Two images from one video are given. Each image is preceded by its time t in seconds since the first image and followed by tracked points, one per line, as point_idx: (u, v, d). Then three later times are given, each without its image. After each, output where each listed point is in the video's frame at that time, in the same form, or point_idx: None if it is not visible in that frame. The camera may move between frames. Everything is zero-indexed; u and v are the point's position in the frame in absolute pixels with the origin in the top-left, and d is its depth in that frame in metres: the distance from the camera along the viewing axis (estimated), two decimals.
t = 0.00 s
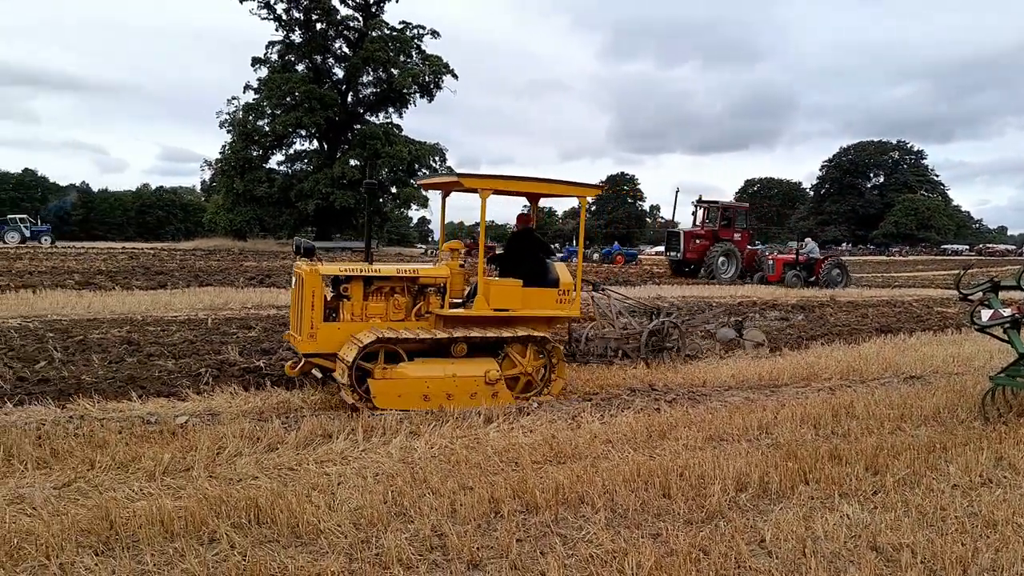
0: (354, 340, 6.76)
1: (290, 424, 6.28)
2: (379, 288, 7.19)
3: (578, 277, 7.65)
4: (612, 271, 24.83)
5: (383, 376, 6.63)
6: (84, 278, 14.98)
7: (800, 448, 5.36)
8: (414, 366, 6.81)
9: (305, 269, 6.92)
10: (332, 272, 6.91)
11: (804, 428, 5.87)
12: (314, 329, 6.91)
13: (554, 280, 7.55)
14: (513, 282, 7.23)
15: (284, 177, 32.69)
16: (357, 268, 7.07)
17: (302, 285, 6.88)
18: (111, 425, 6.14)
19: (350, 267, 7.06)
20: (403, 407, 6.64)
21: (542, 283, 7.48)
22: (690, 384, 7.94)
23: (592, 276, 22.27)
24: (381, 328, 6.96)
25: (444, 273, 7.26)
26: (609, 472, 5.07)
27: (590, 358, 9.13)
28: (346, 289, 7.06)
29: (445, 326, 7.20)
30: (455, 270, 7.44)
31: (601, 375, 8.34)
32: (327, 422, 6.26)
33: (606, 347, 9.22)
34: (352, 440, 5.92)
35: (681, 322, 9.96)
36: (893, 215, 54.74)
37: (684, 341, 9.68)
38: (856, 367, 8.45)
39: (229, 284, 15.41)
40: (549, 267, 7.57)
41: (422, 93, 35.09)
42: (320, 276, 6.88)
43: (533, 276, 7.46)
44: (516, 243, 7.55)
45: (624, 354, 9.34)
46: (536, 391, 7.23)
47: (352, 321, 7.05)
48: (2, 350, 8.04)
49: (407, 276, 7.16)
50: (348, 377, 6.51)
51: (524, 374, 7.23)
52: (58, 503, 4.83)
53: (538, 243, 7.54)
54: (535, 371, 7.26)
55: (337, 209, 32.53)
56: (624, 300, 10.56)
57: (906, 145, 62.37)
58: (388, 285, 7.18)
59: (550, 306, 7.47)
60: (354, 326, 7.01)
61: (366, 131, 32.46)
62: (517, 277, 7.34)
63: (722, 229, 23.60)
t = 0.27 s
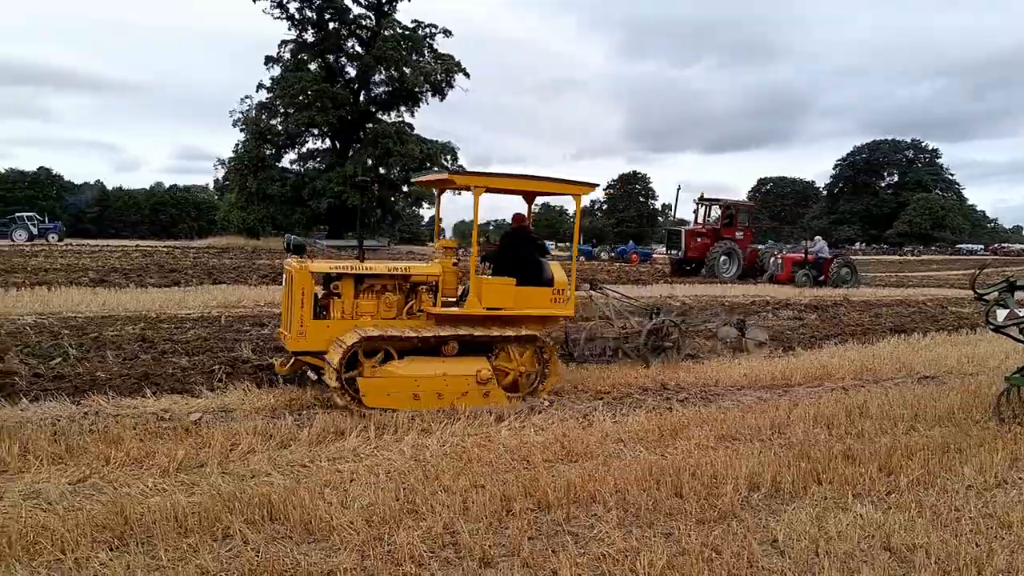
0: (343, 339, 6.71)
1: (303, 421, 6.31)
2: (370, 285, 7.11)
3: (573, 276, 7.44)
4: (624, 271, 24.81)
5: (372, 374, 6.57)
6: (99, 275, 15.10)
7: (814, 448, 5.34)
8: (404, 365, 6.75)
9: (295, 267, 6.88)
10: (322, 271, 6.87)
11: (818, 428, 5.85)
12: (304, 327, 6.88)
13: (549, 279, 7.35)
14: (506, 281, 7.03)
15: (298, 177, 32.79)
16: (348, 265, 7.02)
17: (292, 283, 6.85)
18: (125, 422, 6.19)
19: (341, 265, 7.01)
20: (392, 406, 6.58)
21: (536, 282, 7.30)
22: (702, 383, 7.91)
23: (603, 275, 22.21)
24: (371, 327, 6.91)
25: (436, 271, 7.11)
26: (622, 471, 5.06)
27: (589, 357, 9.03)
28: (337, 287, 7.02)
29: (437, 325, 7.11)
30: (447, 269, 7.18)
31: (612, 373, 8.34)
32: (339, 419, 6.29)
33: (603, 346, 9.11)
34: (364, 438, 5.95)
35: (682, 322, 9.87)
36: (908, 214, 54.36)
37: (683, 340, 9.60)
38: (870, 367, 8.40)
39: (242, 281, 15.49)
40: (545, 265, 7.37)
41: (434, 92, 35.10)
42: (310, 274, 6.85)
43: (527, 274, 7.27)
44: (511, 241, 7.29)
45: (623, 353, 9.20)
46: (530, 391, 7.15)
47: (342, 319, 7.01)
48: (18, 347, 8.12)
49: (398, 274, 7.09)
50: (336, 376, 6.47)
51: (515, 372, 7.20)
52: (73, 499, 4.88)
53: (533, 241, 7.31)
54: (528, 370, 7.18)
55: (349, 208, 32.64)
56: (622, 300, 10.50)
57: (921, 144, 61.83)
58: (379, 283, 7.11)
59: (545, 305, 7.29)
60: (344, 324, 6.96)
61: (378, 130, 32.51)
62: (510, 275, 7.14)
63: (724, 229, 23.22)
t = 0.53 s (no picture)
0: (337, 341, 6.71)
1: (321, 423, 6.35)
2: (365, 287, 7.06)
3: (573, 277, 7.34)
4: (640, 272, 24.74)
5: (366, 378, 6.60)
6: (118, 277, 15.23)
7: (833, 451, 5.30)
8: (399, 368, 6.77)
9: (289, 268, 6.84)
10: (316, 272, 6.82)
11: (837, 430, 5.82)
12: (298, 330, 6.87)
13: (547, 280, 7.29)
14: (503, 281, 6.98)
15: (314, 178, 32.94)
16: (342, 267, 6.97)
17: (286, 285, 6.82)
18: (145, 423, 6.25)
19: (335, 266, 6.95)
20: (386, 409, 6.62)
21: (535, 283, 7.23)
22: (720, 386, 7.87)
23: (619, 276, 22.16)
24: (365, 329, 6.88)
25: (433, 272, 7.09)
26: (639, 474, 5.06)
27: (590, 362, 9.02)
28: (331, 288, 6.98)
29: (433, 326, 7.09)
30: (444, 270, 7.21)
31: (629, 375, 8.33)
32: (357, 421, 6.32)
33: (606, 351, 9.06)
34: (381, 439, 5.98)
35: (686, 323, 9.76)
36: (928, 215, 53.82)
37: (687, 342, 9.50)
38: (890, 369, 8.33)
39: (260, 283, 15.60)
40: (543, 267, 7.34)
41: (450, 93, 35.14)
42: (303, 276, 6.80)
43: (525, 276, 7.24)
44: (509, 243, 7.33)
45: (625, 357, 9.14)
46: (527, 393, 7.16)
47: (336, 321, 6.98)
48: (40, 348, 8.21)
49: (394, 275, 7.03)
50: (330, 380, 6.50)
51: (514, 375, 7.15)
52: (94, 499, 4.93)
53: (531, 243, 7.35)
54: (525, 372, 7.17)
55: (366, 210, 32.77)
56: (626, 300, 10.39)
57: (940, 143, 61.19)
58: (374, 284, 7.06)
59: (543, 306, 7.22)
60: (338, 326, 6.94)
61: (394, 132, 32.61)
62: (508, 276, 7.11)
63: (729, 229, 22.88)
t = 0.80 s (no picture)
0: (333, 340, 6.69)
1: (339, 422, 6.39)
2: (361, 287, 7.09)
3: (571, 277, 7.43)
4: (658, 272, 24.67)
5: (361, 377, 6.57)
6: (139, 278, 15.38)
7: (853, 453, 5.27)
8: (395, 368, 6.73)
9: (285, 267, 6.85)
10: (312, 271, 6.84)
11: (857, 432, 5.78)
12: (293, 329, 6.84)
13: (546, 281, 7.38)
14: (501, 282, 7.08)
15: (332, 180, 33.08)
16: (338, 266, 6.98)
17: (281, 284, 6.82)
18: (165, 422, 6.32)
19: (331, 266, 6.96)
20: (381, 410, 6.58)
21: (534, 285, 7.33)
22: (738, 387, 7.83)
23: (636, 277, 22.10)
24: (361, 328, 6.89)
25: (430, 273, 7.14)
26: (657, 475, 5.05)
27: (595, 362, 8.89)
28: (326, 288, 6.99)
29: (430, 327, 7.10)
30: (442, 270, 7.29)
31: (646, 376, 8.31)
32: (374, 421, 6.36)
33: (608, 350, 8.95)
34: (398, 439, 6.01)
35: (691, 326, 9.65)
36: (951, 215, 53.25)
37: (692, 345, 9.34)
38: (910, 370, 8.26)
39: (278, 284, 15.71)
40: (543, 268, 7.42)
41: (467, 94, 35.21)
42: (299, 275, 6.81)
43: (524, 277, 7.33)
44: (509, 246, 7.45)
45: (628, 358, 9.03)
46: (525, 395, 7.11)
47: (332, 321, 6.98)
48: (63, 348, 8.32)
49: (390, 275, 7.07)
50: (324, 379, 6.45)
51: (511, 377, 7.08)
52: (115, 497, 4.99)
53: (531, 246, 7.46)
54: (523, 374, 7.11)
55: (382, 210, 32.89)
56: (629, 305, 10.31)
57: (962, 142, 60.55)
58: (370, 284, 7.09)
59: (541, 307, 7.29)
60: (333, 326, 6.94)
61: (411, 133, 32.71)
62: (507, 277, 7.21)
63: (735, 228, 22.71)
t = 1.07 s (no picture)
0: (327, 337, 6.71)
1: (357, 419, 6.43)
2: (357, 285, 7.10)
3: (570, 276, 7.46)
4: (675, 271, 24.57)
5: (355, 375, 6.58)
6: (160, 276, 15.54)
7: (875, 453, 5.24)
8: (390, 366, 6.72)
9: (280, 265, 6.90)
10: (306, 270, 6.88)
11: (878, 432, 5.75)
12: (288, 327, 6.89)
13: (545, 279, 7.40)
14: (498, 281, 7.14)
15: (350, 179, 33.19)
16: (333, 265, 7.02)
17: (276, 282, 6.86)
18: (186, 419, 6.39)
19: (327, 265, 7.01)
20: (375, 407, 6.57)
21: (532, 283, 7.35)
22: (756, 387, 7.80)
23: (654, 275, 22.05)
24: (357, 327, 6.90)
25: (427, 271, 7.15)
26: (675, 474, 5.05)
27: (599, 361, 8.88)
28: (321, 286, 7.02)
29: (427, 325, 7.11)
30: (439, 269, 7.29)
31: (663, 376, 8.29)
32: (392, 420, 6.39)
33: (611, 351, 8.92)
34: (416, 437, 6.05)
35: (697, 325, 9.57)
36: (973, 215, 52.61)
37: (698, 345, 9.25)
38: (932, 370, 8.18)
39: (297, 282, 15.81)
40: (541, 266, 7.45)
41: (484, 93, 35.21)
42: (294, 273, 6.86)
43: (522, 276, 7.37)
44: (507, 245, 7.49)
45: (631, 358, 8.98)
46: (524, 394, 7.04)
47: (327, 319, 7.00)
48: (86, 345, 8.43)
49: (385, 274, 7.09)
50: (317, 376, 6.49)
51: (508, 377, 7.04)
52: (138, 493, 5.05)
53: (529, 245, 7.50)
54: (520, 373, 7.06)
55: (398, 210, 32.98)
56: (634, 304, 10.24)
57: (984, 140, 59.81)
58: (366, 282, 7.11)
59: (538, 306, 7.31)
60: (328, 324, 6.96)
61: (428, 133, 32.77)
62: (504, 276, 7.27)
63: (739, 225, 22.64)
